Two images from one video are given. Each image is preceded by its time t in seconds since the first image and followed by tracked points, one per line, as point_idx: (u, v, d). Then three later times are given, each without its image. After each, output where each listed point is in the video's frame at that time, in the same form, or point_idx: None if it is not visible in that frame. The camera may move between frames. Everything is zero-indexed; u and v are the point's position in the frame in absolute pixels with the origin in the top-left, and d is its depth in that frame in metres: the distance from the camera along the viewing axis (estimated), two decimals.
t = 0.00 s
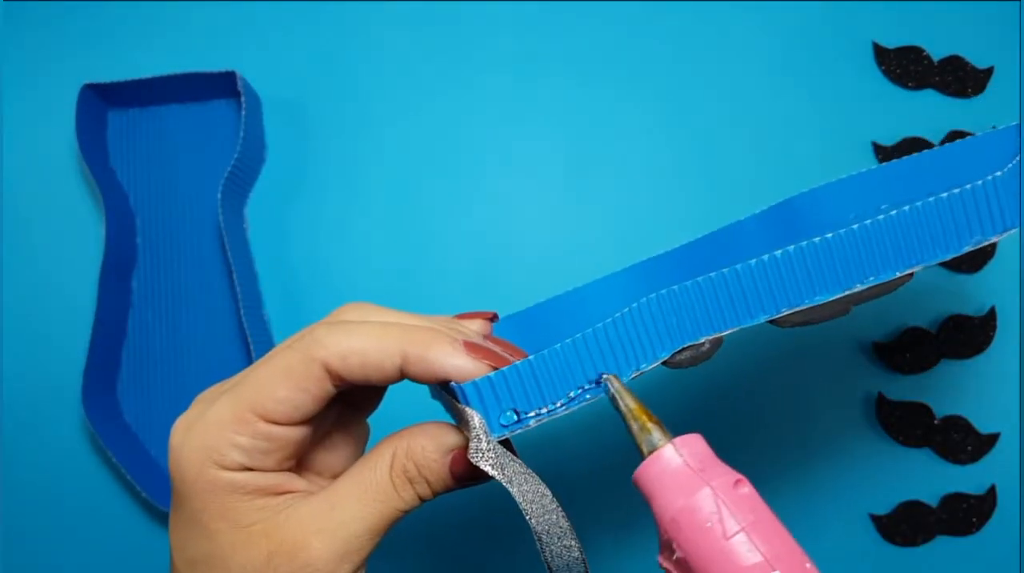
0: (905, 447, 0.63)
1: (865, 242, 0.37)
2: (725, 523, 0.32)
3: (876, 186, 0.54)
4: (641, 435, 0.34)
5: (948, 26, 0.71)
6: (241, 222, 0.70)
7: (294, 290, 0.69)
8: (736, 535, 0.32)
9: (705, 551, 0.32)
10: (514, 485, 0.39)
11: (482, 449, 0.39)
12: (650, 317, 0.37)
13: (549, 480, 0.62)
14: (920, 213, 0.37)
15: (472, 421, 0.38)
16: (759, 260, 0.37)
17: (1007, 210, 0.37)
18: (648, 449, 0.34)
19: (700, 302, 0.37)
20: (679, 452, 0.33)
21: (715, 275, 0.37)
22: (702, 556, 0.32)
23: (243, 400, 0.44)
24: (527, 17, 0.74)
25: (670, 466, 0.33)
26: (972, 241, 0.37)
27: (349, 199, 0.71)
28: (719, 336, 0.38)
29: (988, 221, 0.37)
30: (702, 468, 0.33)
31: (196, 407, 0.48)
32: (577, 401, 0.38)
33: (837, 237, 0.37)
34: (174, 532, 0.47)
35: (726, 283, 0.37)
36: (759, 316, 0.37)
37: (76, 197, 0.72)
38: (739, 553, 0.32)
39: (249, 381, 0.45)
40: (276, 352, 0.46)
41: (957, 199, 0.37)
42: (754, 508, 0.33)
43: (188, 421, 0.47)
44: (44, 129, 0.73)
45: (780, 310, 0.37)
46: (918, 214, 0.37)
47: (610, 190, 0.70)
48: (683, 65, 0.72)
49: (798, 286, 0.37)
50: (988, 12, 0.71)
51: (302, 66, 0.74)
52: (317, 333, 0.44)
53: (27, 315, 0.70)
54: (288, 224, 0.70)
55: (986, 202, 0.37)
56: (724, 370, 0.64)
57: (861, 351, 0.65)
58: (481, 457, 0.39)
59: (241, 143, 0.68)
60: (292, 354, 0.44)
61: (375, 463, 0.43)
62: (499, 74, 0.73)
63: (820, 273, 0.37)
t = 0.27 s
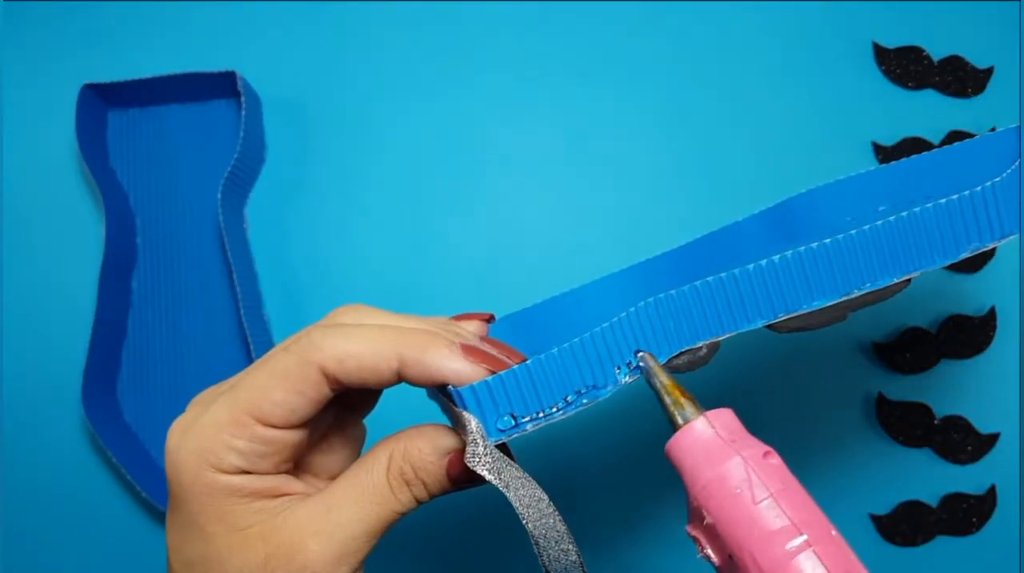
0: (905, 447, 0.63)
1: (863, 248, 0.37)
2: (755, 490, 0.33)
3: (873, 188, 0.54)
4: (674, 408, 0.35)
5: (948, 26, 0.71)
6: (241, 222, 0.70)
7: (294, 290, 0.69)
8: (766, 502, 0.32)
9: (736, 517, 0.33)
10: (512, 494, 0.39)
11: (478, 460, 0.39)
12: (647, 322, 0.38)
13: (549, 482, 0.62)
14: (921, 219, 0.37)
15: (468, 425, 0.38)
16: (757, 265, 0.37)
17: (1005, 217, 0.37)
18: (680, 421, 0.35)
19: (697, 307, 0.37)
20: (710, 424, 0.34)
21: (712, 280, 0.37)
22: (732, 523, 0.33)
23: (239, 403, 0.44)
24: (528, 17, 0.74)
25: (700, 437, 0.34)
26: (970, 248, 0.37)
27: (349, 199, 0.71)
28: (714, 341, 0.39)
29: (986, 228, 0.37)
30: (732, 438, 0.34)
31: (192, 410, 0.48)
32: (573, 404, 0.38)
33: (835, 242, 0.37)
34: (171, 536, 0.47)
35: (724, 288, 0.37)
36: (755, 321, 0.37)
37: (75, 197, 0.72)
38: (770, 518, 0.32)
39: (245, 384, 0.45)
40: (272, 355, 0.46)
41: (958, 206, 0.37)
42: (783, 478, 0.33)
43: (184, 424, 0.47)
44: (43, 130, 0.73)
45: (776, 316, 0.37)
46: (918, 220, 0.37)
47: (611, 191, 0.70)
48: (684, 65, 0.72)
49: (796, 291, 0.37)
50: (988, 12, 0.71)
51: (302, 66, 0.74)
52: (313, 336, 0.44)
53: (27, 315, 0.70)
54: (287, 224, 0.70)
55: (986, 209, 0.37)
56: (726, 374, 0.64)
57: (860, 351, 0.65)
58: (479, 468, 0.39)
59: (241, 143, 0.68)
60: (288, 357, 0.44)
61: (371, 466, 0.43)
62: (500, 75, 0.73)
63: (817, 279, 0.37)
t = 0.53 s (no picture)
0: (903, 447, 0.64)
1: (869, 270, 0.39)
2: (777, 485, 0.32)
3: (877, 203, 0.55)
4: (692, 411, 0.36)
5: (947, 27, 0.71)
6: (242, 223, 0.70)
7: (294, 290, 0.69)
8: (787, 497, 0.32)
9: (758, 513, 0.32)
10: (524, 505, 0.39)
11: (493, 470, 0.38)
12: (658, 334, 0.38)
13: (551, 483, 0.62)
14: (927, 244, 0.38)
15: (482, 432, 0.38)
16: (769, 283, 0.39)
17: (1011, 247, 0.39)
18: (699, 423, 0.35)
19: (708, 321, 0.38)
20: (730, 423, 0.34)
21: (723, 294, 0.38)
22: (756, 519, 0.33)
23: (249, 408, 0.44)
24: (528, 18, 0.74)
25: (721, 437, 0.34)
26: (978, 274, 0.39)
27: (349, 200, 0.71)
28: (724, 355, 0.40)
29: (994, 256, 0.39)
30: (751, 436, 0.34)
31: (199, 414, 0.47)
32: (586, 415, 0.39)
33: (850, 263, 0.39)
34: (177, 539, 0.47)
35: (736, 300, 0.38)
36: (764, 337, 0.39)
37: (76, 197, 0.72)
38: (793, 512, 0.32)
39: (255, 389, 0.44)
40: (281, 360, 0.45)
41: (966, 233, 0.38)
42: (804, 474, 0.33)
43: (192, 428, 0.46)
44: (45, 130, 0.73)
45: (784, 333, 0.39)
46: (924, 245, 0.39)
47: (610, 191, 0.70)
48: (682, 66, 0.73)
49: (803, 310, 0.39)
50: (987, 13, 0.72)
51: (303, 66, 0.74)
52: (325, 341, 0.44)
53: (27, 315, 0.70)
54: (288, 224, 0.71)
55: (994, 237, 0.39)
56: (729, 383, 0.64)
57: (860, 351, 0.65)
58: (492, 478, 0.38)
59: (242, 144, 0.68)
60: (300, 362, 0.43)
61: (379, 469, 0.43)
62: (500, 75, 0.73)
63: (826, 298, 0.39)
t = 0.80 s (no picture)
0: (904, 447, 0.63)
1: (854, 269, 0.41)
2: (774, 461, 0.33)
3: (843, 178, 0.57)
4: (697, 396, 0.37)
5: (948, 26, 0.71)
6: (241, 223, 0.70)
7: (294, 289, 0.69)
8: (784, 470, 0.33)
9: (756, 487, 0.33)
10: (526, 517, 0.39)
11: (494, 487, 0.38)
12: (648, 335, 0.41)
13: (545, 483, 0.62)
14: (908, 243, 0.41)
15: (484, 453, 0.38)
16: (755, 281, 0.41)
17: (983, 235, 0.42)
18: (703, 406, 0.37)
19: (693, 321, 0.41)
20: (730, 405, 0.36)
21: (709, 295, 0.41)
22: (754, 493, 0.33)
23: (242, 428, 0.41)
24: (528, 17, 0.74)
25: (722, 418, 0.35)
26: (948, 269, 0.42)
27: (349, 199, 0.71)
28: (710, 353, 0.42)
29: (965, 249, 0.41)
30: (749, 416, 0.35)
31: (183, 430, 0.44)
32: (584, 428, 0.39)
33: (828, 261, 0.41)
34: (169, 555, 0.45)
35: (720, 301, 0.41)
36: (748, 334, 0.42)
37: (75, 197, 0.72)
38: (791, 485, 0.32)
39: (244, 408, 0.41)
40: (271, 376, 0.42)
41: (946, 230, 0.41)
42: (802, 451, 0.34)
43: (178, 445, 0.43)
44: (45, 130, 0.73)
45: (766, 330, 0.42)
46: (906, 243, 0.41)
47: (610, 190, 0.70)
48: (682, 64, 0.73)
49: (788, 307, 0.41)
50: (987, 12, 0.71)
51: (303, 66, 0.74)
52: (319, 361, 0.40)
53: (27, 315, 0.70)
54: (287, 224, 0.71)
55: (970, 233, 0.41)
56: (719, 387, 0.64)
57: (858, 350, 0.65)
58: (495, 495, 0.38)
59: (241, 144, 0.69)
60: (293, 383, 0.40)
61: (372, 480, 0.41)
62: (500, 75, 0.73)
63: (807, 296, 0.41)
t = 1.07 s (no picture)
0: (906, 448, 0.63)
1: (828, 286, 0.42)
2: (796, 443, 0.34)
3: (817, 187, 0.57)
4: (724, 388, 0.39)
5: (948, 27, 0.71)
6: (242, 223, 0.70)
7: (294, 289, 0.69)
8: (804, 452, 0.33)
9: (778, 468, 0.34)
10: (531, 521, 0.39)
11: (501, 491, 0.39)
12: (642, 344, 0.42)
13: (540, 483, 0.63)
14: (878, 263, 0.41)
15: (490, 458, 0.39)
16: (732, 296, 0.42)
17: (949, 261, 0.42)
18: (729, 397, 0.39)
19: (679, 331, 0.43)
20: (753, 394, 0.37)
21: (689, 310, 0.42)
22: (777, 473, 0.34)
23: (242, 440, 0.40)
24: (527, 17, 0.74)
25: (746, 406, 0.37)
26: (921, 286, 0.42)
27: (349, 200, 0.71)
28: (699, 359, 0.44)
29: (934, 271, 0.42)
30: (773, 404, 0.36)
31: (178, 442, 0.43)
32: (585, 434, 0.40)
33: (806, 279, 0.42)
34: (168, 563, 0.45)
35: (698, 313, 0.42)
36: (732, 344, 0.43)
37: (75, 197, 0.72)
38: (812, 465, 0.33)
39: (244, 420, 0.41)
40: (271, 387, 0.41)
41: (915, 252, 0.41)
42: (823, 436, 0.34)
43: (178, 454, 0.43)
44: (45, 130, 0.73)
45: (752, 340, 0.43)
46: (879, 262, 0.41)
47: (609, 189, 0.70)
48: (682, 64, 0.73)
49: (765, 321, 0.42)
50: (987, 12, 0.71)
51: (303, 66, 0.74)
52: (322, 375, 0.39)
53: (27, 316, 0.70)
54: (287, 224, 0.71)
55: (939, 253, 0.42)
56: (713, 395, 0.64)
57: (862, 352, 0.65)
58: (501, 499, 0.38)
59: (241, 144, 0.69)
60: (294, 397, 0.39)
61: (371, 485, 0.41)
62: (500, 75, 0.73)
63: (787, 309, 0.42)
